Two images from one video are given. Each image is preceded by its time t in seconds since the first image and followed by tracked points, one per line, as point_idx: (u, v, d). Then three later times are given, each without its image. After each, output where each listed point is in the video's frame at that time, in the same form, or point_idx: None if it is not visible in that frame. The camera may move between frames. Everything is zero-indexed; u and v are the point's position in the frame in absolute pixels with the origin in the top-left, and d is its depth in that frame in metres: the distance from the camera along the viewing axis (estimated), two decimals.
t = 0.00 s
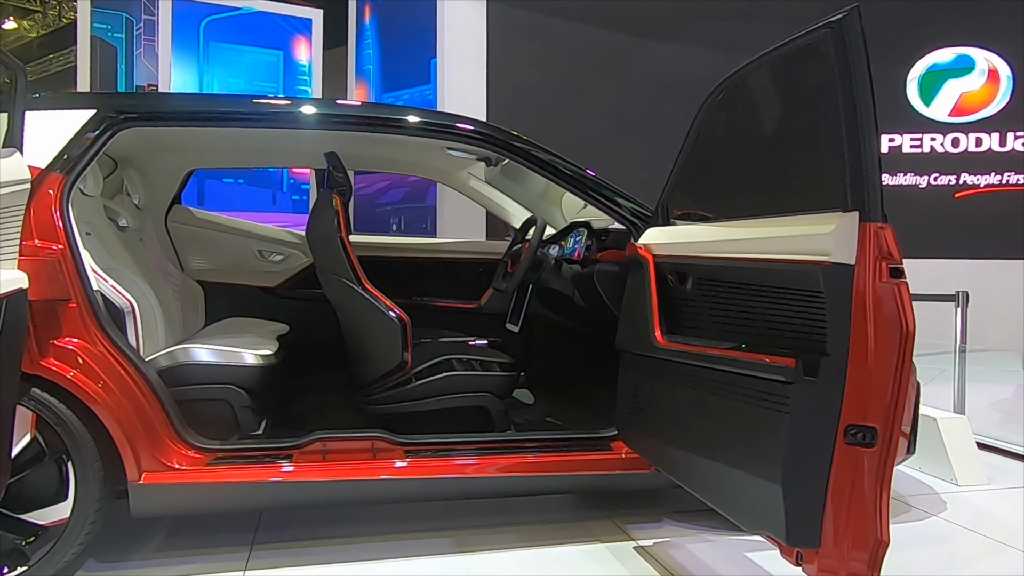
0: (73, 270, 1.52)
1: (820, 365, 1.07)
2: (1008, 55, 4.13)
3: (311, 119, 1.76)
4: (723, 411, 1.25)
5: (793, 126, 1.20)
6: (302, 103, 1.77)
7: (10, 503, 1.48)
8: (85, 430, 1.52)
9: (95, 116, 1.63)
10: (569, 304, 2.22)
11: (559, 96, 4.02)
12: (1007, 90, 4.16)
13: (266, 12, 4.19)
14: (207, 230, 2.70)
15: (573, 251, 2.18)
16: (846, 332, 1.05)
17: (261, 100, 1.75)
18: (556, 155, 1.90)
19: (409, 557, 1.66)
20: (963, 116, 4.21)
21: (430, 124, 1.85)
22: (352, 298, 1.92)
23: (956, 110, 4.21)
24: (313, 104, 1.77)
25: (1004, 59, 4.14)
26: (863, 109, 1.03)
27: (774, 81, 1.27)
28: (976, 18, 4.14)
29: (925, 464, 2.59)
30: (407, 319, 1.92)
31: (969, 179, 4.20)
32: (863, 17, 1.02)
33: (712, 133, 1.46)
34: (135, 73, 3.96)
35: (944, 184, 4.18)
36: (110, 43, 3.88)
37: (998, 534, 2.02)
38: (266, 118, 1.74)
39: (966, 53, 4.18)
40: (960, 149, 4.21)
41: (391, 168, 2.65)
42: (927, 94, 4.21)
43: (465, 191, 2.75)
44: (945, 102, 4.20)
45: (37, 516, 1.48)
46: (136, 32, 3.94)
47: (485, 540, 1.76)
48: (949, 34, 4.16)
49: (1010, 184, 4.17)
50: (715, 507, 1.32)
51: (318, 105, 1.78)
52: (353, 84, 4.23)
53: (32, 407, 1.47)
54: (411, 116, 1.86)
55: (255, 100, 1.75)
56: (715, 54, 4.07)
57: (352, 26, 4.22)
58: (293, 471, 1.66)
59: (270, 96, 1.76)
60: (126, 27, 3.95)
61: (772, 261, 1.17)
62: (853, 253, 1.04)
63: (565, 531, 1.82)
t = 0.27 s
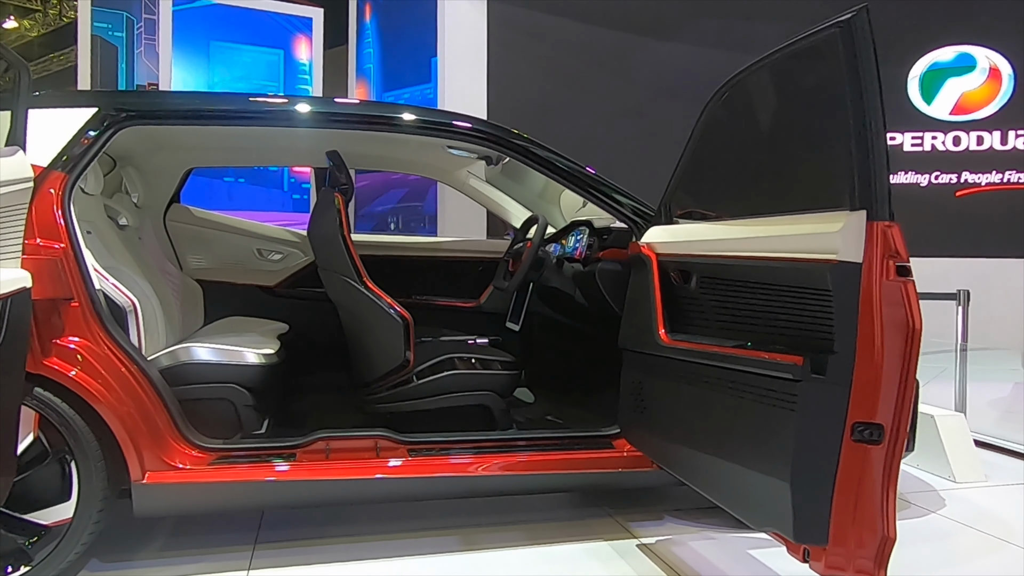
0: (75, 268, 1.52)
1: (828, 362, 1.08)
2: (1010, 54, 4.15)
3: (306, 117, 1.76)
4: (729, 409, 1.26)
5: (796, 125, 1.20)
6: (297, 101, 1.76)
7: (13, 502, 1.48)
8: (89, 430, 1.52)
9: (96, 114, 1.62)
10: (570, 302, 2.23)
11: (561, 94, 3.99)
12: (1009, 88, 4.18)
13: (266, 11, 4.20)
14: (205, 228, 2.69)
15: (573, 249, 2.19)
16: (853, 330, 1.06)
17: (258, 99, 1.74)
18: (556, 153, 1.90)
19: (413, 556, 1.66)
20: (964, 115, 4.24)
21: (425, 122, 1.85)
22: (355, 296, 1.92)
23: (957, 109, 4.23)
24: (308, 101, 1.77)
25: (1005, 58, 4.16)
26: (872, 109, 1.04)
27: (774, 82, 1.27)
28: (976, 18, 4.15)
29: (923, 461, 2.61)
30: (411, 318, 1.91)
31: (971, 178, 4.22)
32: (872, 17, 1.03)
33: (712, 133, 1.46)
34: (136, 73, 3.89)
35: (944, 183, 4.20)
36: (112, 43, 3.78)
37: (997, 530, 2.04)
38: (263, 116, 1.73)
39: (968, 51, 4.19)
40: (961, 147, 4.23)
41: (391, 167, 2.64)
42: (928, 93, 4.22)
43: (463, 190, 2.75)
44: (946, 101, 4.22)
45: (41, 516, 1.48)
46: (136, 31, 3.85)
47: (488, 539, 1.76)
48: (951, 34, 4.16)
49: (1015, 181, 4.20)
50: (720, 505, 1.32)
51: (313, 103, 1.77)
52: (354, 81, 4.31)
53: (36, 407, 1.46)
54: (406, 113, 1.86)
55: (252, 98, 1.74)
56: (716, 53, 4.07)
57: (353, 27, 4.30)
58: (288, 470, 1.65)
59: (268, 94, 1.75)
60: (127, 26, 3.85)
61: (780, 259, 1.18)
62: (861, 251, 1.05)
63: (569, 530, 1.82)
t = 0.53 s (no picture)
0: (78, 267, 1.51)
1: (834, 360, 1.08)
2: (1012, 52, 4.18)
3: (300, 115, 1.74)
4: (735, 407, 1.26)
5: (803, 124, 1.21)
6: (292, 99, 1.75)
7: (15, 502, 1.47)
8: (92, 429, 1.51)
9: (97, 112, 1.61)
10: (572, 300, 2.23)
11: (561, 93, 3.98)
12: (1010, 86, 4.21)
13: (268, 9, 4.14)
14: (204, 227, 2.68)
15: (574, 248, 2.20)
16: (860, 328, 1.06)
17: (253, 96, 1.74)
18: (557, 152, 1.89)
19: (418, 555, 1.66)
20: (966, 112, 4.26)
21: (420, 120, 1.84)
22: (356, 295, 1.92)
23: (959, 107, 4.25)
24: (303, 99, 1.75)
25: (1006, 55, 4.18)
26: (880, 109, 1.05)
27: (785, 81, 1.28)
28: (976, 17, 4.16)
29: (921, 458, 2.63)
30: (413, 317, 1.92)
31: (971, 176, 4.23)
32: (880, 17, 1.04)
33: (719, 132, 1.47)
34: (137, 72, 3.88)
35: (945, 181, 4.22)
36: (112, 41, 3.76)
37: (996, 526, 2.05)
38: (257, 115, 1.72)
39: (969, 49, 4.21)
40: (961, 145, 4.25)
41: (390, 165, 2.63)
42: (930, 91, 4.24)
43: (463, 189, 2.75)
44: (948, 99, 4.25)
45: (44, 517, 1.47)
46: (136, 30, 3.86)
47: (492, 537, 1.76)
48: (951, 33, 4.18)
49: (1012, 180, 4.22)
50: (726, 501, 1.33)
51: (307, 101, 1.75)
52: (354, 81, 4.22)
53: (39, 407, 1.46)
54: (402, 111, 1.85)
55: (248, 96, 1.73)
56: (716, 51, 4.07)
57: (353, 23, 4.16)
58: (283, 469, 1.64)
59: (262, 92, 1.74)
60: (127, 24, 3.84)
61: (785, 258, 1.18)
62: (867, 249, 1.05)
63: (571, 527, 1.83)
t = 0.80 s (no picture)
0: (81, 265, 1.50)
1: (843, 357, 1.09)
2: (1011, 48, 4.18)
3: (295, 113, 1.72)
4: (742, 405, 1.27)
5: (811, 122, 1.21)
6: (288, 97, 1.72)
7: (19, 501, 1.46)
8: (96, 428, 1.50)
9: (99, 110, 1.60)
10: (573, 298, 2.23)
11: (560, 91, 3.98)
12: (1011, 83, 4.21)
13: (268, 7, 4.10)
14: (204, 225, 2.67)
15: (576, 245, 2.20)
16: (867, 325, 1.07)
17: (251, 95, 1.71)
18: (558, 149, 1.89)
19: (423, 553, 1.67)
20: (967, 109, 4.27)
21: (414, 118, 1.82)
22: (359, 293, 1.92)
23: (960, 104, 4.27)
24: (298, 97, 1.73)
25: (1006, 52, 4.19)
26: (889, 107, 1.05)
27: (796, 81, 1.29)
28: (976, 14, 4.17)
29: (919, 454, 2.65)
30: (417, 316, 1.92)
31: (973, 174, 4.25)
32: (890, 15, 1.04)
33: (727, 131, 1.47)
34: (138, 70, 3.87)
35: (948, 178, 4.24)
36: (112, 40, 3.74)
37: (996, 521, 2.07)
38: (253, 113, 1.70)
39: (970, 47, 4.21)
40: (963, 142, 4.26)
41: (390, 163, 2.63)
42: (932, 88, 4.26)
43: (463, 187, 2.75)
44: (949, 96, 4.26)
45: (48, 516, 1.46)
46: (138, 28, 3.84)
47: (496, 535, 1.77)
48: (950, 30, 4.18)
49: (1016, 176, 4.22)
50: (732, 498, 1.34)
51: (301, 98, 1.73)
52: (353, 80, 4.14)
53: (42, 406, 1.45)
54: (397, 108, 1.82)
55: (245, 94, 1.71)
56: (716, 49, 4.07)
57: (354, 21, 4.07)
58: (278, 469, 1.63)
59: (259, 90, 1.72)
60: (127, 23, 3.82)
61: (793, 255, 1.19)
62: (876, 247, 1.06)
63: (575, 525, 1.83)
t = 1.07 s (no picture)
0: (83, 265, 1.49)
1: (849, 357, 1.10)
2: (1012, 46, 4.16)
3: (290, 112, 1.71)
4: (748, 403, 1.27)
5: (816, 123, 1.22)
6: (282, 96, 1.71)
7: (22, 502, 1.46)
8: (99, 429, 1.50)
9: (101, 110, 1.59)
10: (574, 298, 2.24)
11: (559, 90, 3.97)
12: (1011, 82, 4.19)
13: (268, 7, 4.09)
14: (203, 225, 2.66)
15: (576, 245, 2.20)
16: (874, 324, 1.08)
17: (247, 94, 1.70)
18: (559, 148, 1.89)
19: (426, 553, 1.67)
20: (967, 108, 4.27)
21: (410, 117, 1.81)
22: (361, 293, 1.92)
23: (961, 103, 4.27)
24: (291, 97, 1.72)
25: (1006, 50, 4.17)
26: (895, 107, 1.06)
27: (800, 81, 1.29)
28: (977, 13, 4.16)
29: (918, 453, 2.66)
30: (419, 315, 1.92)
31: (974, 172, 4.24)
32: (898, 16, 1.04)
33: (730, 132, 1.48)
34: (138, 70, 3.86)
35: (948, 177, 4.24)
36: (112, 39, 3.73)
37: (995, 519, 2.08)
38: (248, 112, 1.69)
39: (971, 45, 4.20)
40: (964, 141, 4.26)
41: (390, 162, 2.63)
42: (932, 87, 4.27)
43: (463, 186, 2.75)
44: (950, 95, 4.27)
45: (51, 517, 1.46)
46: (138, 28, 3.83)
47: (499, 535, 1.77)
48: (951, 28, 4.17)
49: (1017, 175, 4.21)
50: (736, 496, 1.34)
51: (296, 97, 1.72)
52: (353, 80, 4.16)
53: (44, 407, 1.44)
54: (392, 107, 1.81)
55: (241, 94, 1.70)
56: (715, 48, 4.07)
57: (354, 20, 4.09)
58: (272, 469, 1.63)
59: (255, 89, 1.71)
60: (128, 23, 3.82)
61: (798, 255, 1.20)
62: (882, 247, 1.06)
63: (578, 524, 1.84)
